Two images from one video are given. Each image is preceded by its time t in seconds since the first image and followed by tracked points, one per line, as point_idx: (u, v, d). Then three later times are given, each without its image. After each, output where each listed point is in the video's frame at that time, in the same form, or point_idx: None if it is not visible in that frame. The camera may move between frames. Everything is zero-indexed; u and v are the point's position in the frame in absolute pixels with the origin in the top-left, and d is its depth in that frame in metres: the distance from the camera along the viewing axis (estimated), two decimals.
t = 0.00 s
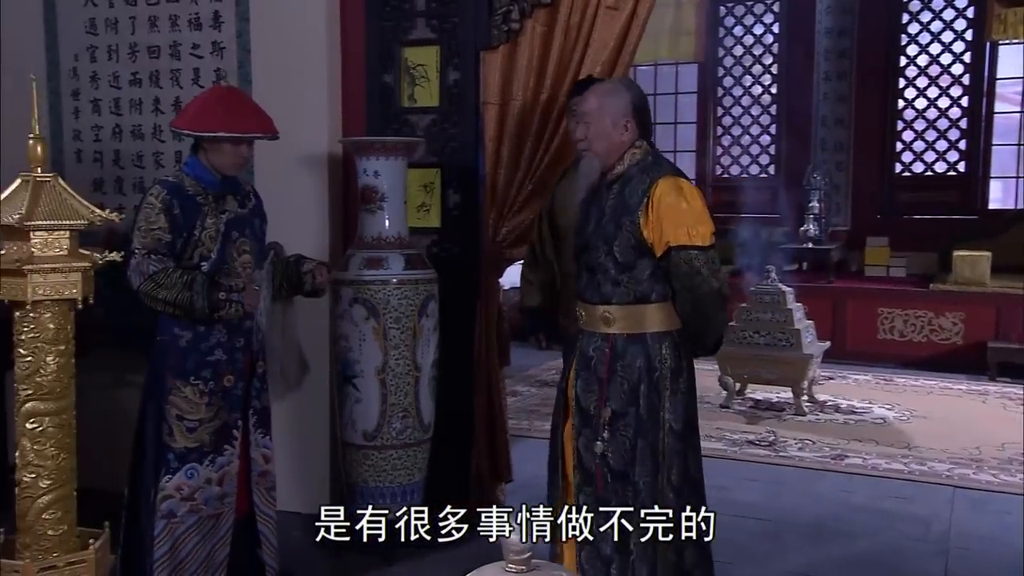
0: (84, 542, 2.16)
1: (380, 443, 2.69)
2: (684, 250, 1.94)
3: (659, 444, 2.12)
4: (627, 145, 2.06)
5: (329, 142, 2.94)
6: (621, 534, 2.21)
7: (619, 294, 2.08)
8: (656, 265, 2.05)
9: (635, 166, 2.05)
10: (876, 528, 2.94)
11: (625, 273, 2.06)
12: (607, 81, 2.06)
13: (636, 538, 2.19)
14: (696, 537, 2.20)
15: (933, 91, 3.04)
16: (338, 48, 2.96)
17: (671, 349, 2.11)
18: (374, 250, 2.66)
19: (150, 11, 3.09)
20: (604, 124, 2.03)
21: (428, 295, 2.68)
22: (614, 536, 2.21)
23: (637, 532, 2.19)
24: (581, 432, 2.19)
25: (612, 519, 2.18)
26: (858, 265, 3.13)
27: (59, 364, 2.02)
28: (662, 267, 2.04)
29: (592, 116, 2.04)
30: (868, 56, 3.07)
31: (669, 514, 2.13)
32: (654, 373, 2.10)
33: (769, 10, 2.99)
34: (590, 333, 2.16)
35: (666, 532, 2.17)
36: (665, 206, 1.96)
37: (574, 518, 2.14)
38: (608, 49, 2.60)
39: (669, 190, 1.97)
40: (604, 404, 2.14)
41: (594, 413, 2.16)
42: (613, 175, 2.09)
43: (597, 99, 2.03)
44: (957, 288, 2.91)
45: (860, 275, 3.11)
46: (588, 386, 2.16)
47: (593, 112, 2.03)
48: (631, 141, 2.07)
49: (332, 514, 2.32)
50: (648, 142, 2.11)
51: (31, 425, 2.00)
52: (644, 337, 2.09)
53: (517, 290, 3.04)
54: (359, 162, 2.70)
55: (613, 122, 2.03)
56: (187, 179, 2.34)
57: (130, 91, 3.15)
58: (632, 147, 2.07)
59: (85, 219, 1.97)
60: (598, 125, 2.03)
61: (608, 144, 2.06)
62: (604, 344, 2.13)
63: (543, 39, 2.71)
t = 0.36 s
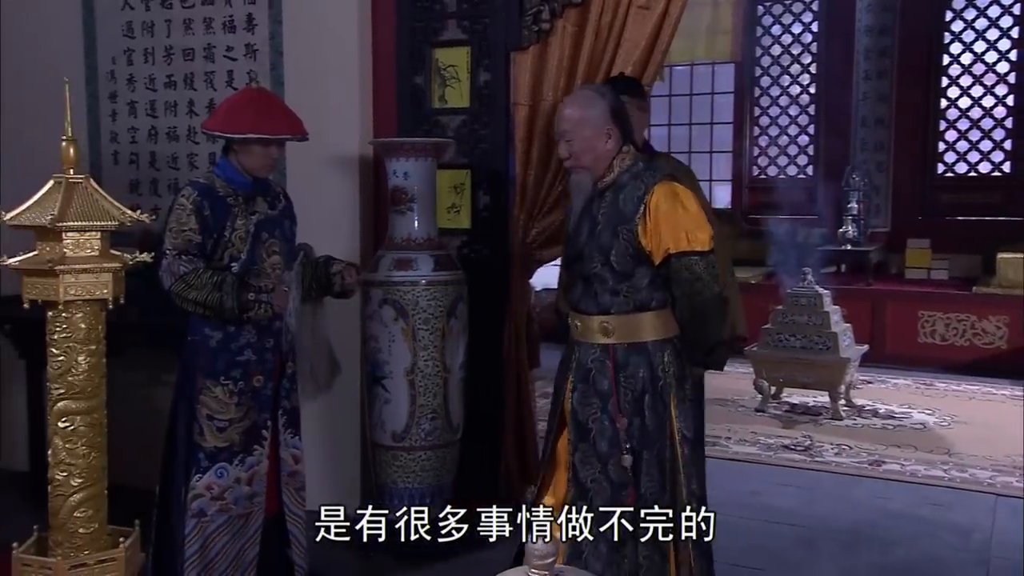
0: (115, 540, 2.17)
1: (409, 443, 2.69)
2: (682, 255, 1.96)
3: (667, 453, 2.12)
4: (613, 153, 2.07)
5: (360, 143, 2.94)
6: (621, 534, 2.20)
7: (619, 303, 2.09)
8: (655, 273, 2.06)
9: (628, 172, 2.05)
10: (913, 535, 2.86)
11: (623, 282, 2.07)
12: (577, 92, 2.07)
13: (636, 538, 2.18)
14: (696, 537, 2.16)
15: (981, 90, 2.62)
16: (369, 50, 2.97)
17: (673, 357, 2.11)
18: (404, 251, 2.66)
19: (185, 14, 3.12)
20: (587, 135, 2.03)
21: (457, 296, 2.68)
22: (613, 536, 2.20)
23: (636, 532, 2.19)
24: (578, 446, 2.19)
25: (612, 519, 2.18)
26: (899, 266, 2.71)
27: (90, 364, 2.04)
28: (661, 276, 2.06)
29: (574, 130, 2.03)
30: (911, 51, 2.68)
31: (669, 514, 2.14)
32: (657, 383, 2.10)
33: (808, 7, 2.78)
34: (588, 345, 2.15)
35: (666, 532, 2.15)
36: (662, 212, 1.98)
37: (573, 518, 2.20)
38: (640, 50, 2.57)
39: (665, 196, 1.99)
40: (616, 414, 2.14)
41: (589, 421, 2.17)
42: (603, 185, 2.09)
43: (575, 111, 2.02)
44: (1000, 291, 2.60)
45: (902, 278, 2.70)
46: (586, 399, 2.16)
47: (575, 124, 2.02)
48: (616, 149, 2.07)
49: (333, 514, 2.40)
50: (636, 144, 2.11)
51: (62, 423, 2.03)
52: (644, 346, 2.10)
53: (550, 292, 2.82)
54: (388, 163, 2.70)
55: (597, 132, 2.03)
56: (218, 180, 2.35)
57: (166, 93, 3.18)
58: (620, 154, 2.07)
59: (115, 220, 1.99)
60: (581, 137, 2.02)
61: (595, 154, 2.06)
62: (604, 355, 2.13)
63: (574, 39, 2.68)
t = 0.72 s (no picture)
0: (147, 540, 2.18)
1: (440, 446, 2.69)
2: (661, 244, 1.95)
3: (652, 453, 2.08)
4: (577, 152, 2.05)
5: (393, 145, 2.95)
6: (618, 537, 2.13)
7: (593, 299, 2.05)
8: (630, 266, 2.03)
9: (594, 167, 2.04)
10: (956, 546, 2.75)
11: (598, 277, 2.03)
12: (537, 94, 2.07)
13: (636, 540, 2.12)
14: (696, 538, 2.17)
15: None
16: (402, 52, 2.98)
17: (651, 354, 2.08)
18: (434, 253, 2.66)
19: (223, 18, 3.15)
20: (551, 135, 2.01)
21: (488, 299, 2.68)
22: (614, 536, 2.10)
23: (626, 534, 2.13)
24: (557, 451, 2.10)
25: (612, 520, 2.08)
26: (944, 270, 2.67)
27: (123, 364, 2.06)
28: (636, 269, 2.03)
29: (536, 130, 2.01)
30: (960, 50, 2.58)
31: (669, 514, 2.07)
32: (637, 379, 2.06)
33: (852, 6, 2.70)
34: (565, 344, 2.10)
35: (667, 533, 2.09)
36: (631, 202, 1.97)
37: (573, 519, 2.04)
38: (674, 50, 2.54)
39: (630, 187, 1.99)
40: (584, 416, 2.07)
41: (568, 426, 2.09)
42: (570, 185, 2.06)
43: (536, 111, 2.01)
44: None
45: (948, 281, 2.66)
46: (563, 400, 2.09)
47: (538, 124, 2.00)
48: (581, 147, 2.05)
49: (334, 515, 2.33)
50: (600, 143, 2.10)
51: (96, 423, 2.05)
52: (620, 341, 2.06)
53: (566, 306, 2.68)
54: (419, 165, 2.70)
55: (559, 131, 2.01)
56: (252, 181, 2.37)
57: (203, 96, 3.22)
58: (586, 151, 2.06)
59: (148, 222, 2.00)
60: (545, 136, 2.00)
61: (560, 154, 2.04)
62: (580, 354, 2.08)
63: (608, 41, 2.66)
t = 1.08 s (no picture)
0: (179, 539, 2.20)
1: (472, 447, 2.68)
2: (659, 237, 1.83)
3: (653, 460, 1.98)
4: (564, 153, 1.95)
5: (427, 146, 2.95)
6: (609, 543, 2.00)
7: (589, 302, 1.94)
8: (626, 265, 1.92)
9: (582, 168, 1.94)
10: (1001, 556, 2.48)
11: (593, 280, 1.92)
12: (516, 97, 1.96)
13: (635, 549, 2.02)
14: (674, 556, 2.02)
15: None
16: (436, 54, 2.97)
17: (652, 355, 1.98)
18: (466, 254, 2.65)
19: (259, 20, 3.18)
20: (536, 140, 1.92)
21: (521, 301, 2.66)
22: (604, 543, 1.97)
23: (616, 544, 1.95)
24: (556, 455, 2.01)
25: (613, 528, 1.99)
26: (992, 273, 2.75)
27: (156, 364, 2.08)
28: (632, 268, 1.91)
29: (520, 133, 1.91)
30: (1009, 48, 2.60)
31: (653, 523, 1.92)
32: (634, 381, 1.95)
33: (897, 4, 2.75)
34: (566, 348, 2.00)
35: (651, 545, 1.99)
36: (622, 199, 1.85)
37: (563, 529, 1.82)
38: (709, 49, 2.50)
39: (619, 183, 1.87)
40: (572, 417, 1.98)
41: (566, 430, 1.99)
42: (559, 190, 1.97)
43: (519, 116, 1.91)
44: None
45: (995, 284, 2.71)
46: (564, 404, 1.99)
47: (522, 127, 1.91)
48: (567, 148, 1.95)
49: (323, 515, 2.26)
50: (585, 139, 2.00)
51: (129, 422, 2.07)
52: (620, 343, 1.95)
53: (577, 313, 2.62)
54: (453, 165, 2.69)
55: (545, 133, 1.92)
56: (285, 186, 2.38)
57: (240, 99, 3.25)
58: (573, 152, 1.96)
59: (180, 223, 2.02)
60: (530, 139, 1.91)
61: (547, 157, 1.94)
62: (579, 358, 1.98)
63: (642, 41, 2.63)
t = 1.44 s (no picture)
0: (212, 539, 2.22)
1: (505, 451, 2.67)
2: (649, 263, 1.70)
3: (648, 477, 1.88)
4: (564, 157, 1.81)
5: (462, 149, 2.94)
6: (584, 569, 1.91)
7: (569, 319, 1.82)
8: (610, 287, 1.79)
9: (579, 176, 1.80)
10: None
11: (574, 296, 1.80)
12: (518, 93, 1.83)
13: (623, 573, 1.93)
14: None
15: None
16: (471, 57, 2.96)
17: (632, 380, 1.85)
18: (501, 257, 2.65)
19: (298, 25, 3.20)
20: (534, 142, 1.79)
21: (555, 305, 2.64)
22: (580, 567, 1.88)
23: None
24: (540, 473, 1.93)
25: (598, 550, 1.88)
26: None
27: (190, 365, 2.10)
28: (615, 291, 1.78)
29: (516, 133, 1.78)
30: None
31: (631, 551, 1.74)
32: (609, 406, 1.83)
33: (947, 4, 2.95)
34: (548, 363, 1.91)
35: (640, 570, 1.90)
36: (609, 216, 1.71)
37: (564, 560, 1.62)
38: (747, 49, 2.46)
39: (611, 198, 1.72)
40: (549, 438, 1.89)
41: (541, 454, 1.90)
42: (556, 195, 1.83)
43: (516, 116, 1.78)
44: None
45: None
46: (540, 421, 1.91)
47: (518, 128, 1.78)
48: (568, 152, 1.81)
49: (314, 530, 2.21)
50: (590, 142, 1.86)
51: (163, 423, 2.09)
52: (599, 365, 1.83)
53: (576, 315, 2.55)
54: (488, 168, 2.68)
55: (541, 135, 1.78)
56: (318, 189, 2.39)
57: (279, 103, 3.27)
58: (574, 156, 1.82)
59: (214, 226, 2.05)
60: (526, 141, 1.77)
61: (544, 162, 1.81)
62: (556, 373, 1.87)
63: (678, 42, 2.59)
